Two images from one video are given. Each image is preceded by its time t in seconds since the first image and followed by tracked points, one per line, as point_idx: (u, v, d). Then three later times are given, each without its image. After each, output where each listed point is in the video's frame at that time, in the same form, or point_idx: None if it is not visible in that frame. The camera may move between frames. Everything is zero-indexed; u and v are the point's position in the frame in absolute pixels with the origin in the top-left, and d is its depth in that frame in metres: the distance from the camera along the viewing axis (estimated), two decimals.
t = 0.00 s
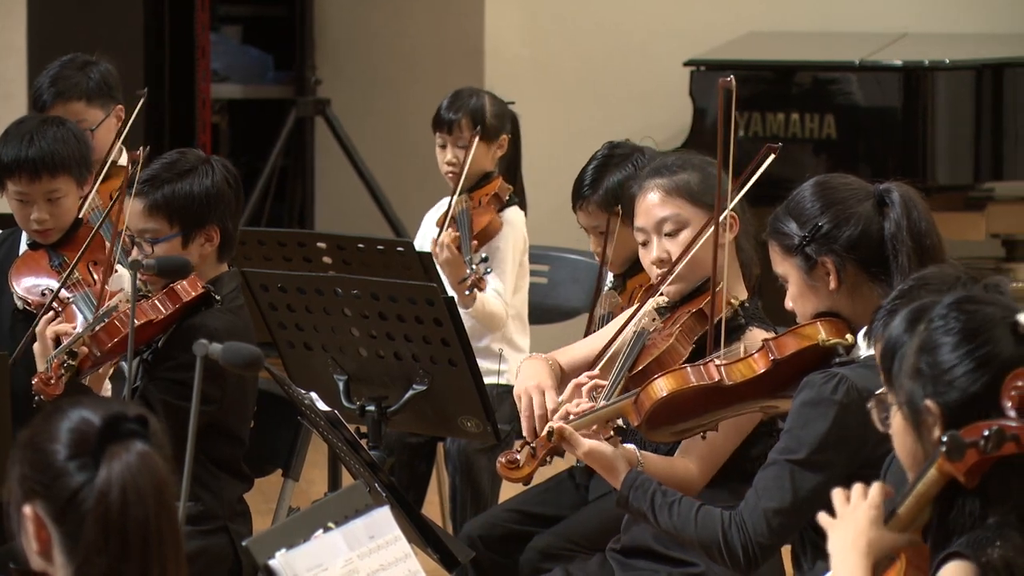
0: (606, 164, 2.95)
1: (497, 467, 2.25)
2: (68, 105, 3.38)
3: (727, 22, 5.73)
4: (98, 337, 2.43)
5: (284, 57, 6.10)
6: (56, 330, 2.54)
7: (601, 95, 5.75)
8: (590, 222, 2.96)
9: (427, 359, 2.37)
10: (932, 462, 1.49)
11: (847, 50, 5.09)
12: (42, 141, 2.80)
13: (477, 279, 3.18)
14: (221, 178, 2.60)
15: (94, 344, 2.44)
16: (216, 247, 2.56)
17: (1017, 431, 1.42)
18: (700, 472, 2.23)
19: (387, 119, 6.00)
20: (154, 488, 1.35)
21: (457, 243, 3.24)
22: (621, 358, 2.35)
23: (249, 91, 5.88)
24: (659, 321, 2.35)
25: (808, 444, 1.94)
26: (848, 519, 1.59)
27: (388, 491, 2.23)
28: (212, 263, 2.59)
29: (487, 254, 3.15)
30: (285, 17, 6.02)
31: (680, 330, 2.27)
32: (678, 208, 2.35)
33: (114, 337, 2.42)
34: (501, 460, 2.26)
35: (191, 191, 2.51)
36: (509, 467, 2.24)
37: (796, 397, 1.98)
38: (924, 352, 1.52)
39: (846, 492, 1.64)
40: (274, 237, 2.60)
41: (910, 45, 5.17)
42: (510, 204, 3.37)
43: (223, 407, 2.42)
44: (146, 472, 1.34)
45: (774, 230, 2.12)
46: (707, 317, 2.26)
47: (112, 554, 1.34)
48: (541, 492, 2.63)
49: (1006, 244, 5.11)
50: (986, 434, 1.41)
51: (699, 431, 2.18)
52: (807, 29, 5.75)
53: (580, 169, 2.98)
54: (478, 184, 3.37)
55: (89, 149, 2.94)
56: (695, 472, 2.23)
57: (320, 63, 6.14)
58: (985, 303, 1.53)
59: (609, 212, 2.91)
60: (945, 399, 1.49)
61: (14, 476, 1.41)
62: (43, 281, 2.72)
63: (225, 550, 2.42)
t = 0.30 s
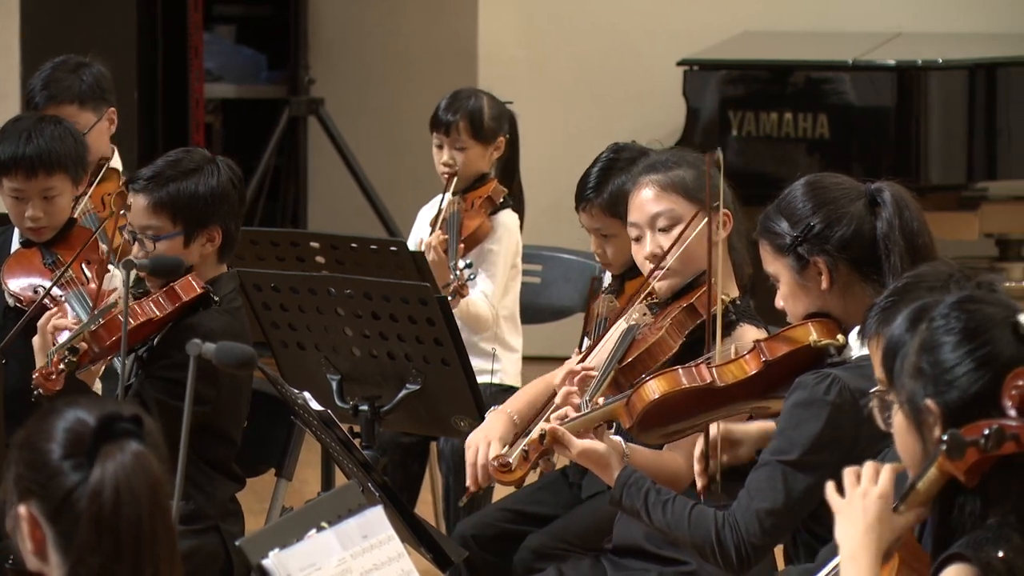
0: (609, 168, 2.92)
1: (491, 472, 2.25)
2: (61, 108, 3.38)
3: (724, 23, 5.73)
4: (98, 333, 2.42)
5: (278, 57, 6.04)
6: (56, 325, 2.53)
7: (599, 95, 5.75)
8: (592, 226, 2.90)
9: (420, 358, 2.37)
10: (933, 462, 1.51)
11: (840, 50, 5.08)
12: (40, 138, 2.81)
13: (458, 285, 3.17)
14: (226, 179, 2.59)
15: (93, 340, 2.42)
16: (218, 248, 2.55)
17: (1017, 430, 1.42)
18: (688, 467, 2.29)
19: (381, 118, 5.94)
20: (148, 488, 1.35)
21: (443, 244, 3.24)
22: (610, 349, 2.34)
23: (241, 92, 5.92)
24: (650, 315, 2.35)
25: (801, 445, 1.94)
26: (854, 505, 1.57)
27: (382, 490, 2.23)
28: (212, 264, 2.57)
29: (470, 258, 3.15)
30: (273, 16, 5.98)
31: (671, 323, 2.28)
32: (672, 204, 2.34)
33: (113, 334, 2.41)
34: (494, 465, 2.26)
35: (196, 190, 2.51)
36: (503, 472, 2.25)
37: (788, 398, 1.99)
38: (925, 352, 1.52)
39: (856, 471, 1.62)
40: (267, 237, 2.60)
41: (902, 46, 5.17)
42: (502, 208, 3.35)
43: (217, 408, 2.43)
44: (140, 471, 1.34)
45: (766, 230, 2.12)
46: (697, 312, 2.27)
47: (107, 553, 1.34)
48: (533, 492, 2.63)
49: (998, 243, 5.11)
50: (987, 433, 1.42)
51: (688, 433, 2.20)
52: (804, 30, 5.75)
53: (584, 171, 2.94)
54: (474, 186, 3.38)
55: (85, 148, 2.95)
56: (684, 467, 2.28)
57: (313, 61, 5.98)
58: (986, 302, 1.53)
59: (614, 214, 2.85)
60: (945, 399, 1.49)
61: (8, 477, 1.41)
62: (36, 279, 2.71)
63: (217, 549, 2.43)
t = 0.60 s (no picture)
0: (610, 171, 2.86)
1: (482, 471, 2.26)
2: (54, 107, 3.38)
3: (719, 23, 5.74)
4: (101, 323, 2.42)
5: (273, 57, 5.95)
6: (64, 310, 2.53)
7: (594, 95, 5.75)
8: (595, 229, 2.88)
9: (413, 357, 2.37)
10: (923, 461, 1.52)
11: (832, 50, 5.05)
12: (31, 137, 2.80)
13: (461, 288, 3.17)
14: (231, 178, 2.58)
15: (97, 329, 2.42)
16: (220, 246, 2.54)
17: (1008, 428, 1.43)
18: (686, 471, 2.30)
19: (375, 119, 5.95)
20: (141, 487, 1.35)
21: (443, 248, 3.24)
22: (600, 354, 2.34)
23: (234, 90, 5.84)
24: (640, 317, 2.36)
25: (793, 445, 1.94)
26: (868, 501, 1.54)
27: (375, 490, 2.23)
28: (214, 263, 2.57)
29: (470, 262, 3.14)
30: (262, 16, 5.95)
31: (659, 326, 2.30)
32: (661, 205, 2.34)
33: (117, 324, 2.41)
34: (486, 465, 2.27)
35: (199, 188, 2.50)
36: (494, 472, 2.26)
37: (781, 398, 1.99)
38: (912, 352, 1.52)
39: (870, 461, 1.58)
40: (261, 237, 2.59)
41: (895, 45, 5.15)
42: (501, 207, 3.36)
43: (211, 406, 2.43)
44: (134, 470, 1.34)
45: (758, 229, 2.12)
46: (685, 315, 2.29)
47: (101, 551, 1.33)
48: (526, 492, 2.63)
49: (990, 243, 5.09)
50: (978, 433, 1.42)
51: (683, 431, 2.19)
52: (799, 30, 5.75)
53: (584, 177, 2.89)
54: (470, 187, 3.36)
55: (74, 146, 2.94)
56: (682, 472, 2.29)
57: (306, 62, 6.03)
58: (971, 300, 1.53)
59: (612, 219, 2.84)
60: (934, 397, 1.49)
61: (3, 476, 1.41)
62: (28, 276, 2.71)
63: (210, 548, 2.43)
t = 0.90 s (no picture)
0: (599, 168, 2.89)
1: (470, 465, 2.29)
2: (44, 105, 3.38)
3: (714, 24, 5.74)
4: (94, 318, 2.44)
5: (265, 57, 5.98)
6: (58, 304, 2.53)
7: (588, 96, 5.75)
8: (588, 229, 2.87)
9: (407, 358, 2.37)
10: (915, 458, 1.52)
11: (826, 50, 5.04)
12: (20, 137, 2.79)
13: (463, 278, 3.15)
14: (223, 176, 2.61)
15: (89, 325, 2.44)
16: (212, 244, 2.57)
17: (1000, 427, 1.42)
18: (679, 471, 2.31)
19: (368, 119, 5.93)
20: (128, 487, 1.34)
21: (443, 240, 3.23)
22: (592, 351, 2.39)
23: (226, 90, 5.83)
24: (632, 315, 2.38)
25: (783, 441, 1.94)
26: (853, 498, 1.58)
27: (368, 489, 2.24)
28: (206, 261, 2.60)
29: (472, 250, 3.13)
30: (257, 17, 5.97)
31: (651, 324, 2.32)
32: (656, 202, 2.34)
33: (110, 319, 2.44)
34: (474, 458, 2.29)
35: (191, 186, 2.53)
36: (482, 465, 2.28)
37: (771, 394, 1.99)
38: (910, 352, 1.52)
39: (857, 460, 1.63)
40: (253, 236, 2.57)
41: (888, 46, 5.12)
42: (495, 206, 3.38)
43: (206, 405, 2.43)
44: (120, 469, 1.34)
45: (752, 225, 2.12)
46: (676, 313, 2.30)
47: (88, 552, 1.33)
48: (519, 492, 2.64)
49: (983, 243, 5.07)
50: (969, 431, 1.42)
51: (669, 426, 2.25)
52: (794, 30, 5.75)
53: (573, 177, 2.91)
54: (465, 184, 3.36)
55: (64, 146, 2.93)
56: (675, 472, 2.30)
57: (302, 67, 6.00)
58: (971, 302, 1.52)
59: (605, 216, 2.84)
60: (930, 399, 1.49)
61: None
62: (21, 277, 2.72)
63: (203, 547, 2.43)
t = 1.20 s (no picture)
0: (566, 180, 2.91)
1: (464, 462, 2.33)
2: (35, 105, 3.38)
3: (709, 24, 5.74)
4: (81, 337, 2.45)
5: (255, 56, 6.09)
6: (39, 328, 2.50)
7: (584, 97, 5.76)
8: (564, 238, 2.86)
9: (398, 357, 2.37)
10: (908, 460, 1.49)
11: (818, 50, 5.02)
12: (9, 139, 2.81)
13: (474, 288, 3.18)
14: (196, 176, 2.57)
15: (77, 344, 2.45)
16: (192, 246, 2.55)
17: (993, 428, 1.43)
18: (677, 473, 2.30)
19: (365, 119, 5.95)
20: (114, 486, 1.34)
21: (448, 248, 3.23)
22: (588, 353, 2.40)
23: (219, 91, 5.85)
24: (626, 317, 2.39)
25: (777, 440, 1.95)
26: (828, 506, 1.59)
27: (360, 490, 2.24)
28: (187, 262, 2.57)
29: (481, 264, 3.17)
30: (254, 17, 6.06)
31: (645, 328, 2.31)
32: (650, 204, 2.33)
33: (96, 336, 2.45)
34: (468, 456, 2.34)
35: (166, 189, 2.50)
36: (475, 462, 2.33)
37: (765, 394, 1.99)
38: (891, 359, 1.52)
39: (830, 476, 1.65)
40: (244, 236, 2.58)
41: (880, 45, 5.09)
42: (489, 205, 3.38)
43: (203, 408, 2.42)
44: (106, 470, 1.34)
45: (746, 224, 2.12)
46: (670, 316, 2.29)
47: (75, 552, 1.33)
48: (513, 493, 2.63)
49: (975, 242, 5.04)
50: (962, 432, 1.43)
51: (659, 424, 2.25)
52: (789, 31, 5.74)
53: (542, 190, 2.91)
54: (456, 186, 3.34)
55: (54, 147, 2.95)
56: (673, 474, 2.29)
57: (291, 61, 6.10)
58: (950, 304, 1.53)
59: (583, 223, 2.83)
60: (917, 404, 1.49)
61: None
62: (11, 279, 2.71)
63: (197, 549, 2.43)
